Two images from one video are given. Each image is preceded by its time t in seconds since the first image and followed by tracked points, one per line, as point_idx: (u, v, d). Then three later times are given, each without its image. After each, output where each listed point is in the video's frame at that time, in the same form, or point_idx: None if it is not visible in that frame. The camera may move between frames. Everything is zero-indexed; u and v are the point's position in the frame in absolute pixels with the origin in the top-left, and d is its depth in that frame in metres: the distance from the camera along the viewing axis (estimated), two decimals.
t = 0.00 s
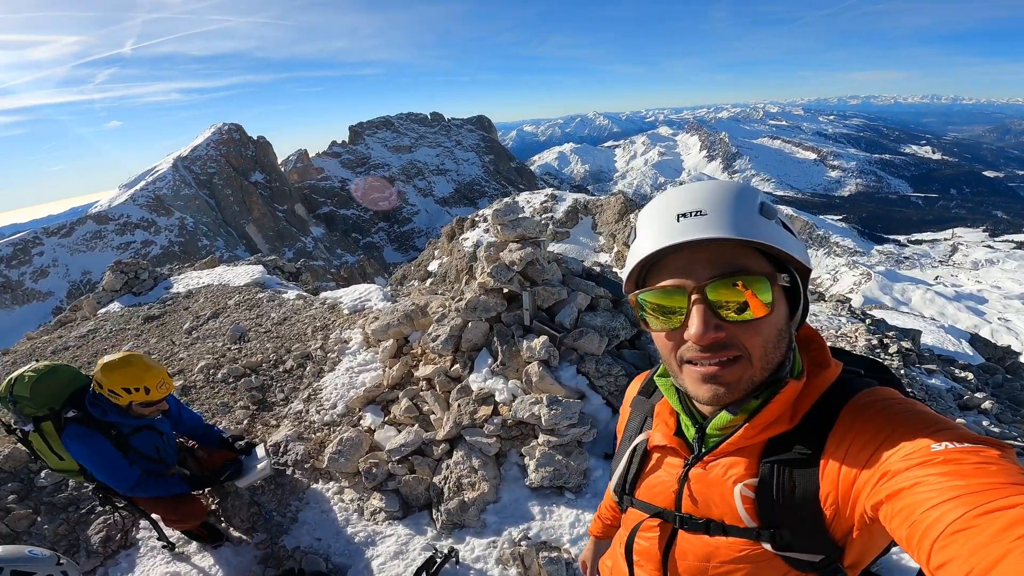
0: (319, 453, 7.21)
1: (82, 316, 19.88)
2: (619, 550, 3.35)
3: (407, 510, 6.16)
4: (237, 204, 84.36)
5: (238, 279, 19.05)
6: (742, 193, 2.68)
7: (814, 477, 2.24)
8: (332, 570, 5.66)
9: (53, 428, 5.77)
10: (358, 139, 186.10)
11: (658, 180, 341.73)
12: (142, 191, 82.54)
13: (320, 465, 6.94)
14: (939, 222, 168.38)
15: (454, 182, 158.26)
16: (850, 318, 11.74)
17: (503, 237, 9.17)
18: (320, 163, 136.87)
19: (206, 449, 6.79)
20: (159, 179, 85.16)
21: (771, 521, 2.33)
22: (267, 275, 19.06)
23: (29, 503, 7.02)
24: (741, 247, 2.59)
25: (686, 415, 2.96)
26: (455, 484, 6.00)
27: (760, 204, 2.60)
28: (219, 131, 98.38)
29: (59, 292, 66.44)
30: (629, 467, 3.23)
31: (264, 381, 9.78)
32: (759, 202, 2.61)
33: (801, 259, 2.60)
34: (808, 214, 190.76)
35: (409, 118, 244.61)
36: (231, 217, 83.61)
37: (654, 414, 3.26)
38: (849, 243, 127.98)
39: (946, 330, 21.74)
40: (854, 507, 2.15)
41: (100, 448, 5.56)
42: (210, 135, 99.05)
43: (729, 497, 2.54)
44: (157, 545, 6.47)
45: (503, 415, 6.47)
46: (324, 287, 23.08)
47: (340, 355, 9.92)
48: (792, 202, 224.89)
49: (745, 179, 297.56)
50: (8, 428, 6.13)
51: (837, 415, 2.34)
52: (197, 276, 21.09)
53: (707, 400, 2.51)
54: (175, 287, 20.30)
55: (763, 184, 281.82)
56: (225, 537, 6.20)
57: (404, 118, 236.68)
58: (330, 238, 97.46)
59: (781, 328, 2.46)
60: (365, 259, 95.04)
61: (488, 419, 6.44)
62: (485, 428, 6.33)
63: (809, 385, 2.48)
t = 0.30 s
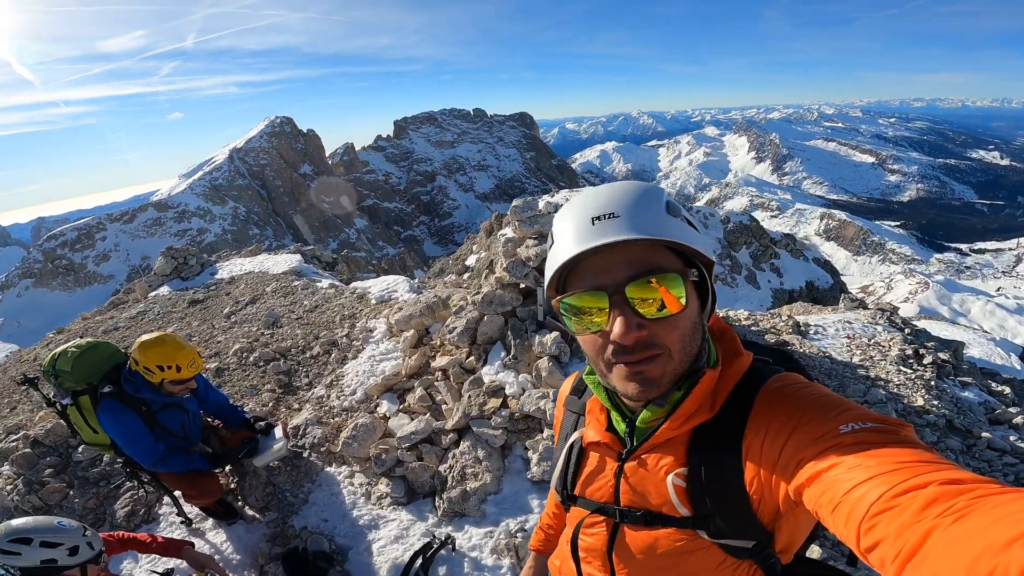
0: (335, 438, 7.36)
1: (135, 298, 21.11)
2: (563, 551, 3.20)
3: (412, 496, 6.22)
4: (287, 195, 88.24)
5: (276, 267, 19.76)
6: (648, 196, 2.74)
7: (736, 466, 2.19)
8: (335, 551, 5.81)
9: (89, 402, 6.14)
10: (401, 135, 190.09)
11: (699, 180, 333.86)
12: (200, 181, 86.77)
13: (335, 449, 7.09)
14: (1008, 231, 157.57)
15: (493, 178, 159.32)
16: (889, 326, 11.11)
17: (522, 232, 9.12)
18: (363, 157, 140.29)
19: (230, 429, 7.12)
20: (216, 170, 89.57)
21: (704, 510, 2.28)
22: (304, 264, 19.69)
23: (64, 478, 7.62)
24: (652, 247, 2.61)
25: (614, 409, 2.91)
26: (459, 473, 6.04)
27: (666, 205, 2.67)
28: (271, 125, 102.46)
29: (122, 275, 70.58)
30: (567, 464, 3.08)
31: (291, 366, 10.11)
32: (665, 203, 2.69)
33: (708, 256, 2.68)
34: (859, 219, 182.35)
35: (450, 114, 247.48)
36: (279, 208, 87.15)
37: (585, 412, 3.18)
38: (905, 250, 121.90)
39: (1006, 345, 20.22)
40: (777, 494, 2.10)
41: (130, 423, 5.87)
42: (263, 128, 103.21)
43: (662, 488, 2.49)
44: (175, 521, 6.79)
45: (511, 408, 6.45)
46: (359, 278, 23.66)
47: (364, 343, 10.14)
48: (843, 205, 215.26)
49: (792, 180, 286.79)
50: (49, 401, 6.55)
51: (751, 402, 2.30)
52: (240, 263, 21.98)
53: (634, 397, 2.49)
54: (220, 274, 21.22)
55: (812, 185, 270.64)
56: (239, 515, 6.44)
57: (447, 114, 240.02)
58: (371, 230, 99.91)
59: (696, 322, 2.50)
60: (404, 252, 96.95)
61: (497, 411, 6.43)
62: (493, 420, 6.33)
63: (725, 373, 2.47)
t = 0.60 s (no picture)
0: (349, 422, 7.51)
1: (181, 281, 22.13)
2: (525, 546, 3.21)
3: (417, 481, 6.31)
4: (330, 185, 90.94)
5: (310, 254, 20.31)
6: (578, 188, 2.87)
7: (683, 452, 2.25)
8: (338, 531, 5.98)
9: (121, 375, 6.49)
10: (441, 128, 192.33)
11: (740, 179, 324.31)
12: (248, 170, 89.99)
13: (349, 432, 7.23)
14: None
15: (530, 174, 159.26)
16: (927, 334, 10.53)
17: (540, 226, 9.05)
18: (402, 150, 142.33)
19: (251, 408, 7.39)
20: (266, 159, 92.93)
21: (657, 494, 2.35)
22: (336, 252, 20.15)
23: (96, 452, 8.15)
24: (588, 237, 2.70)
25: (563, 399, 2.95)
26: (463, 461, 6.06)
27: (595, 195, 2.81)
28: (316, 117, 105.34)
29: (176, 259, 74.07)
30: (521, 458, 3.09)
31: (315, 350, 10.38)
32: (593, 195, 2.82)
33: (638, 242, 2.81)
34: (914, 223, 173.28)
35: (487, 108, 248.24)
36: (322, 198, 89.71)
37: (534, 404, 3.19)
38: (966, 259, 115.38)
39: None
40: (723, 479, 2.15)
41: (157, 399, 6.17)
42: (309, 121, 106.32)
43: (613, 475, 2.53)
44: (193, 496, 7.11)
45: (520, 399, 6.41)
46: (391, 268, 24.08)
47: (386, 330, 10.30)
48: (895, 208, 204.97)
49: (841, 181, 275.02)
50: (84, 373, 6.95)
51: (692, 387, 2.34)
52: (278, 249, 22.68)
53: (583, 387, 2.60)
54: (259, 259, 21.95)
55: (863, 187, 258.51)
56: (254, 493, 6.77)
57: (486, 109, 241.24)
58: (408, 222, 101.43)
59: (637, 305, 2.64)
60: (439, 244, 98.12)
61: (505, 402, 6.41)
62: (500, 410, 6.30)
63: (665, 357, 2.57)
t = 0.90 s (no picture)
0: (368, 406, 7.65)
1: (221, 267, 23.05)
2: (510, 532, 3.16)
3: (429, 468, 6.39)
4: (368, 179, 93.03)
5: (342, 243, 20.77)
6: (539, 162, 2.73)
7: (672, 427, 2.24)
8: (349, 514, 6.11)
9: (156, 352, 6.84)
10: (477, 124, 193.70)
11: (782, 179, 313.27)
12: (290, 162, 92.90)
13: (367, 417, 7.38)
14: None
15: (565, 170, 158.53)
16: (970, 341, 9.93)
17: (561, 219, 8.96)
18: (437, 145, 143.88)
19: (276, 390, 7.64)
20: (308, 153, 95.74)
21: (644, 472, 2.33)
22: (367, 241, 20.54)
23: (129, 429, 8.62)
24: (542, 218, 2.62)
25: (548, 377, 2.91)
26: (475, 450, 6.02)
27: (551, 173, 2.66)
28: (356, 112, 107.81)
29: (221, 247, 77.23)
30: (505, 438, 3.03)
31: (341, 335, 10.62)
32: (551, 172, 2.68)
33: (606, 221, 2.65)
34: (971, 229, 163.47)
35: (523, 103, 247.95)
36: (360, 191, 91.79)
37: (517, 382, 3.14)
38: None
39: None
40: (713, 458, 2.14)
41: (186, 376, 6.45)
42: (349, 115, 108.88)
43: (600, 452, 2.50)
44: (215, 475, 7.41)
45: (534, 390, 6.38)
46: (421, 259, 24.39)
47: (410, 318, 10.43)
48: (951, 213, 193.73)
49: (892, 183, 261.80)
50: (121, 349, 7.34)
51: (680, 361, 2.30)
52: (314, 238, 23.29)
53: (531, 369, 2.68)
54: (294, 247, 22.60)
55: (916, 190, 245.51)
56: (273, 474, 7.03)
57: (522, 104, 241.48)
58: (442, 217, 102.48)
59: (588, 291, 2.58)
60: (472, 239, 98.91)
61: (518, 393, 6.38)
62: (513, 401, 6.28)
63: (651, 330, 2.58)
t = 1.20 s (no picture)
0: (370, 408, 7.62)
1: (223, 268, 23.08)
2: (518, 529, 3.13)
3: (432, 469, 6.36)
4: (369, 182, 93.34)
5: (344, 245, 20.80)
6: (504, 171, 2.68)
7: (698, 430, 2.16)
8: (352, 516, 6.08)
9: (156, 352, 6.81)
10: (479, 127, 194.34)
11: (783, 182, 313.80)
12: (293, 165, 93.20)
13: (369, 419, 7.35)
14: None
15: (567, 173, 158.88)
16: (975, 342, 9.89)
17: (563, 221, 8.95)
18: (439, 147, 144.30)
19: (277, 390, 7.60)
20: (309, 156, 96.09)
21: (662, 474, 2.28)
22: (369, 243, 20.59)
23: (130, 430, 8.59)
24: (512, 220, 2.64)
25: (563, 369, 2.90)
26: (479, 450, 6.00)
27: (501, 191, 2.66)
28: (358, 115, 108.29)
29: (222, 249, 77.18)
30: (520, 430, 2.99)
31: (344, 336, 10.60)
32: (504, 188, 2.66)
33: (541, 249, 2.50)
34: (973, 231, 163.40)
35: (525, 106, 248.68)
36: (361, 193, 92.12)
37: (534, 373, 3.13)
38: None
39: None
40: (738, 464, 2.11)
41: (187, 376, 6.42)
42: (351, 118, 109.30)
43: (617, 451, 2.46)
44: (216, 477, 7.40)
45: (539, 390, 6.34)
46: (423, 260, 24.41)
47: (412, 319, 10.38)
48: (953, 215, 193.46)
49: (893, 186, 261.65)
50: (122, 349, 7.31)
51: (710, 363, 2.23)
52: (315, 239, 23.34)
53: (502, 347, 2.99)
54: (296, 248, 22.63)
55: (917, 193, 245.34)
56: (273, 475, 7.00)
57: (524, 108, 242.45)
58: (443, 219, 102.59)
59: (526, 310, 2.62)
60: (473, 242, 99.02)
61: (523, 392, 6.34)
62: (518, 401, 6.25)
63: (678, 326, 2.52)
